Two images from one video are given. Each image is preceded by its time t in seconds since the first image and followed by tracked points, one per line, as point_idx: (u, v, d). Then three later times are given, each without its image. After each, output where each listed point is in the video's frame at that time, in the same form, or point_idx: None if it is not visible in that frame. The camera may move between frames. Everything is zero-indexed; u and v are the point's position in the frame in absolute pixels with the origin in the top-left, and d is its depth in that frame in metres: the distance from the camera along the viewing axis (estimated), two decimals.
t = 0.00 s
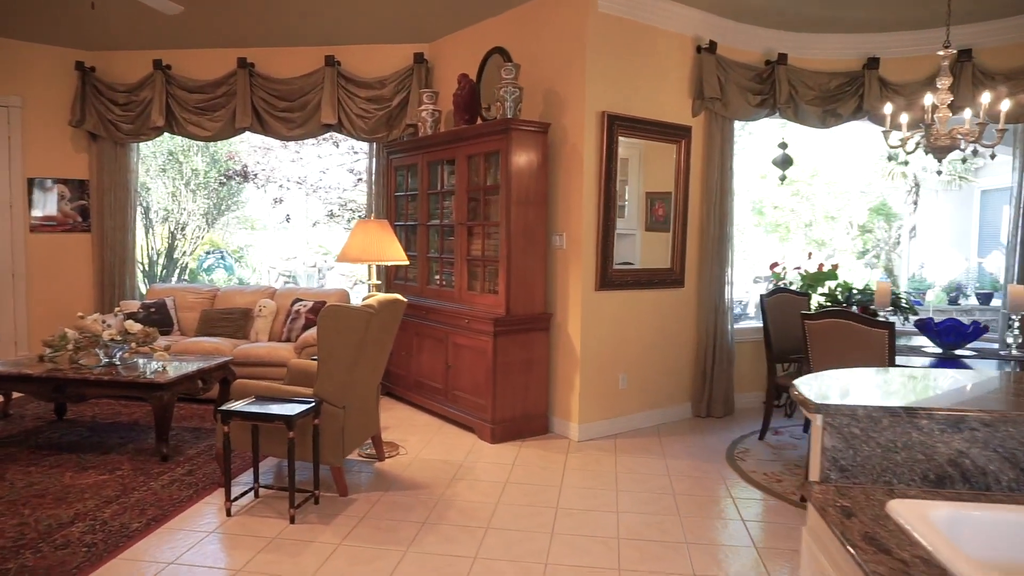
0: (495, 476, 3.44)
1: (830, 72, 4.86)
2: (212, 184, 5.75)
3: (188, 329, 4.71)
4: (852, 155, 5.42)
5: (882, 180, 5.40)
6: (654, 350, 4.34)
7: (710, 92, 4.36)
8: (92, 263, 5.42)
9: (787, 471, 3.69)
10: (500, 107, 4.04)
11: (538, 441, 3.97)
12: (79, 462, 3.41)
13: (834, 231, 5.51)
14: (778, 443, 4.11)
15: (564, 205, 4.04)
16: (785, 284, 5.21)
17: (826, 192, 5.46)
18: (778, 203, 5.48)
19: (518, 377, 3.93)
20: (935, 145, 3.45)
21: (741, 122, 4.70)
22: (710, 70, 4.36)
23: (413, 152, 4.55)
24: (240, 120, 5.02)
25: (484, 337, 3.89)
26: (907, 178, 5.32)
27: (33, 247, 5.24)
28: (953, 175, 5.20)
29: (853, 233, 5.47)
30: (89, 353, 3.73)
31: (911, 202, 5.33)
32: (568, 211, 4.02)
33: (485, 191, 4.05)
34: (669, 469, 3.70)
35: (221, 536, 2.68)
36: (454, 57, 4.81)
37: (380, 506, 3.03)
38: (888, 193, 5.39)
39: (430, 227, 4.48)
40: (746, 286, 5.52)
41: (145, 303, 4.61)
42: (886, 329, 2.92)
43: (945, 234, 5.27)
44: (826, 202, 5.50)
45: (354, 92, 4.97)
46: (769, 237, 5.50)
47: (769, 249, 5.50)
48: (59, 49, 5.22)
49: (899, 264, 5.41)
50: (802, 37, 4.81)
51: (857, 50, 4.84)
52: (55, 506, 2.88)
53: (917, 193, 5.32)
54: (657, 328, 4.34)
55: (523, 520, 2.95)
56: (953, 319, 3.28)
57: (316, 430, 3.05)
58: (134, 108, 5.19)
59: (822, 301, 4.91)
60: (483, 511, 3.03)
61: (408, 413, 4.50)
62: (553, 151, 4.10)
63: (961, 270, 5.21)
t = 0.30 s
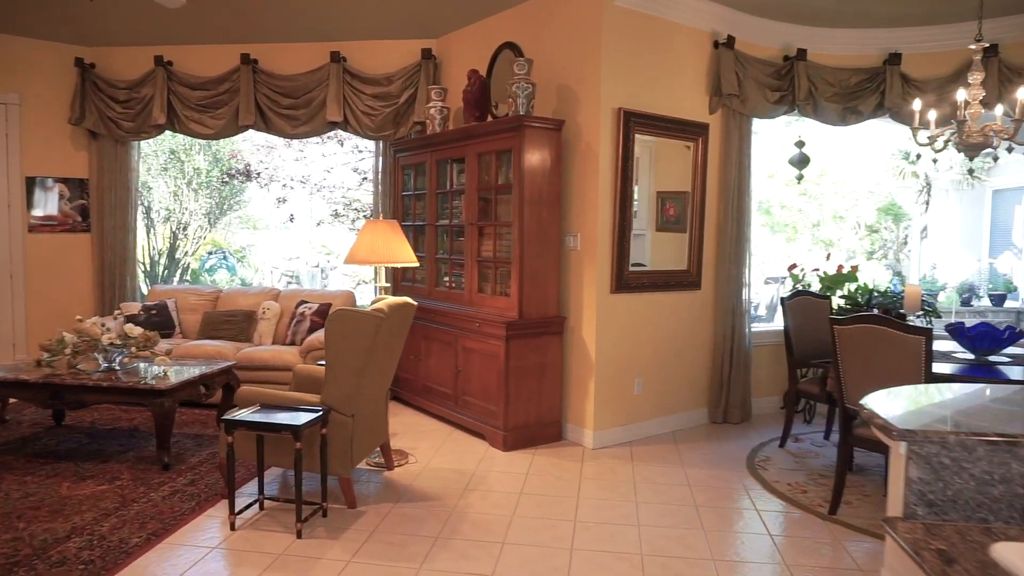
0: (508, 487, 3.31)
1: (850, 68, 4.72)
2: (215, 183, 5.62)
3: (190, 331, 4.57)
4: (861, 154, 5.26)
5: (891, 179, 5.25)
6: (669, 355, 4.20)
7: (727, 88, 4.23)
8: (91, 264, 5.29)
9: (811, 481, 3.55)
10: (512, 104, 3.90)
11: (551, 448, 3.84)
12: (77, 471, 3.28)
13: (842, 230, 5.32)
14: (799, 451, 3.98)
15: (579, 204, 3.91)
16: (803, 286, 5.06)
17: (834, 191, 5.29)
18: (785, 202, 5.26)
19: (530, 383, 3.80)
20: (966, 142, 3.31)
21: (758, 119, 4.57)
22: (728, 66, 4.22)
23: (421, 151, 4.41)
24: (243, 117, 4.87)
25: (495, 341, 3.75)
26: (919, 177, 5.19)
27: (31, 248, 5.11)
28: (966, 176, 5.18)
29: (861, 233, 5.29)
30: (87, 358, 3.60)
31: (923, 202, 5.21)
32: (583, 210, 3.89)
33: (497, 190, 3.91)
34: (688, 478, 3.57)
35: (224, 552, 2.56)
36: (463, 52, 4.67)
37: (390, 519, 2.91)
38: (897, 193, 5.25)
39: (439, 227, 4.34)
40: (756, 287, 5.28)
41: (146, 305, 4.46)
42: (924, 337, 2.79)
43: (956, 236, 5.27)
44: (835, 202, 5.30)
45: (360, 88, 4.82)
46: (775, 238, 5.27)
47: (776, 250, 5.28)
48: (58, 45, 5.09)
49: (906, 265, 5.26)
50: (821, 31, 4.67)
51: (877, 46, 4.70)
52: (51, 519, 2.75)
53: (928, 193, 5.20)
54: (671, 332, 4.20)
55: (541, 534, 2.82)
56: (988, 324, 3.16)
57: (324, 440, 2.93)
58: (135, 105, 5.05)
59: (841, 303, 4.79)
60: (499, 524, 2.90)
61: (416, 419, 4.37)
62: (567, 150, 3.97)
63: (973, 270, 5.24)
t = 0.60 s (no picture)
0: (525, 494, 3.23)
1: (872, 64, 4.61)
2: (223, 183, 5.56)
3: (200, 333, 4.50)
4: (873, 152, 5.15)
5: (905, 179, 5.16)
6: (688, 358, 4.11)
7: (747, 85, 4.13)
8: (99, 264, 5.23)
9: (836, 489, 3.45)
10: (527, 102, 3.82)
11: (567, 454, 3.75)
12: (85, 476, 3.21)
13: (854, 231, 5.20)
14: (821, 457, 3.88)
15: (595, 204, 3.83)
16: (823, 287, 4.95)
17: (847, 191, 5.16)
18: (798, 202, 5.10)
19: (546, 387, 3.71)
20: (998, 140, 3.20)
21: (778, 117, 4.47)
22: (748, 62, 4.13)
23: (434, 150, 4.33)
24: (253, 116, 4.80)
25: (510, 344, 3.67)
26: (935, 177, 5.10)
27: (39, 248, 5.06)
28: (984, 175, 5.05)
29: (873, 233, 5.18)
30: (96, 361, 3.54)
31: (938, 202, 5.12)
32: (599, 210, 3.81)
33: (512, 189, 3.83)
34: (709, 485, 3.47)
35: (236, 562, 2.48)
36: (476, 49, 4.58)
37: (405, 528, 2.83)
38: (908, 192, 5.17)
39: (452, 227, 4.26)
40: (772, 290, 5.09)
41: (155, 306, 4.40)
42: (959, 341, 2.68)
43: (971, 235, 5.11)
44: (847, 202, 5.18)
45: (372, 87, 4.74)
46: (788, 238, 5.12)
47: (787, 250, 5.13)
48: (66, 43, 5.04)
49: (916, 265, 5.18)
50: (842, 27, 4.57)
51: (899, 43, 4.60)
52: (58, 526, 2.69)
53: (943, 193, 5.11)
54: (688, 335, 4.10)
55: (561, 545, 2.73)
56: (1021, 328, 3.05)
57: (338, 446, 2.86)
58: (144, 104, 4.99)
59: (862, 305, 4.69)
60: (517, 534, 2.82)
61: (429, 423, 4.29)
62: (584, 149, 3.89)
63: (988, 270, 5.02)
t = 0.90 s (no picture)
0: (547, 502, 3.14)
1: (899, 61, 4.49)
2: (237, 184, 5.51)
3: (213, 335, 4.44)
4: (892, 152, 4.99)
5: (924, 179, 5.01)
6: (710, 362, 4.00)
7: (772, 82, 4.02)
8: (112, 265, 5.19)
9: (868, 499, 3.33)
10: (547, 99, 3.73)
11: (588, 460, 3.66)
12: (98, 482, 3.16)
13: (872, 232, 5.05)
14: (850, 465, 3.76)
15: (617, 204, 3.74)
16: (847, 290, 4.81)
17: (865, 191, 5.00)
18: (813, 201, 4.95)
19: (566, 392, 3.62)
20: None
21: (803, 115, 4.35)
22: (773, 59, 4.02)
23: (451, 149, 4.25)
24: (267, 116, 4.74)
25: (530, 347, 3.58)
26: (956, 176, 4.97)
27: (53, 249, 5.03)
28: (1006, 175, 4.88)
29: (891, 234, 5.03)
30: (109, 364, 3.49)
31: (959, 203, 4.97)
32: (621, 211, 3.71)
33: (531, 189, 3.74)
34: (735, 494, 3.36)
35: (251, 573, 2.41)
36: (493, 46, 4.50)
37: (425, 538, 2.74)
38: (927, 192, 5.01)
39: (469, 228, 4.18)
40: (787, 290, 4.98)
41: (168, 308, 4.35)
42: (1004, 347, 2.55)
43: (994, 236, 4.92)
44: (865, 202, 5.03)
45: (387, 86, 4.66)
46: (803, 238, 4.97)
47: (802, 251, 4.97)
48: (80, 43, 5.01)
49: (940, 265, 5.01)
50: (869, 22, 4.44)
51: (927, 38, 4.47)
52: (70, 534, 2.63)
53: (965, 193, 4.96)
54: (711, 338, 3.99)
55: (586, 556, 2.64)
56: None
57: (355, 453, 2.79)
58: (158, 104, 4.95)
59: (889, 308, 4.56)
60: (540, 544, 2.73)
61: (446, 427, 4.21)
62: (605, 147, 3.80)
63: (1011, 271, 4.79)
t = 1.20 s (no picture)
0: (572, 514, 3.02)
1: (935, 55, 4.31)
2: (254, 183, 5.45)
3: (229, 337, 4.37)
4: (916, 149, 4.80)
5: (952, 177, 4.82)
6: (740, 367, 3.87)
7: (804, 77, 3.87)
8: (128, 266, 5.15)
9: (909, 513, 3.17)
10: (571, 95, 3.61)
11: (613, 469, 3.54)
12: (111, 488, 3.09)
13: (896, 232, 4.87)
14: (887, 475, 3.61)
15: (643, 204, 3.62)
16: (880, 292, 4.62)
17: (889, 190, 4.82)
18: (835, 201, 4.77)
19: (591, 398, 3.50)
20: None
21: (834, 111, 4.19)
22: (805, 53, 3.87)
23: (471, 148, 4.15)
24: (283, 114, 4.66)
25: (553, 352, 3.47)
26: (985, 175, 4.77)
27: (70, 249, 4.99)
28: None
29: (915, 234, 4.87)
30: (124, 367, 3.42)
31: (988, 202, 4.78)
32: (648, 211, 3.59)
33: (554, 188, 3.62)
34: (768, 506, 3.22)
35: None
36: (514, 42, 4.39)
37: (447, 551, 2.64)
38: (953, 191, 4.83)
39: (489, 228, 4.07)
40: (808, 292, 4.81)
41: (184, 309, 4.28)
42: None
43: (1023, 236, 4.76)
44: (889, 201, 4.84)
45: (406, 83, 4.57)
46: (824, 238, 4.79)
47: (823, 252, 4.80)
48: (96, 42, 4.97)
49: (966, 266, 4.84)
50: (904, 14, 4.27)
51: (965, 31, 4.30)
52: (82, 544, 2.55)
53: (994, 192, 4.77)
54: (740, 342, 3.85)
55: (616, 572, 2.52)
56: None
57: (375, 462, 2.69)
58: (174, 103, 4.89)
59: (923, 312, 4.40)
60: (567, 559, 2.61)
61: (466, 432, 4.11)
62: (631, 145, 3.68)
63: None
